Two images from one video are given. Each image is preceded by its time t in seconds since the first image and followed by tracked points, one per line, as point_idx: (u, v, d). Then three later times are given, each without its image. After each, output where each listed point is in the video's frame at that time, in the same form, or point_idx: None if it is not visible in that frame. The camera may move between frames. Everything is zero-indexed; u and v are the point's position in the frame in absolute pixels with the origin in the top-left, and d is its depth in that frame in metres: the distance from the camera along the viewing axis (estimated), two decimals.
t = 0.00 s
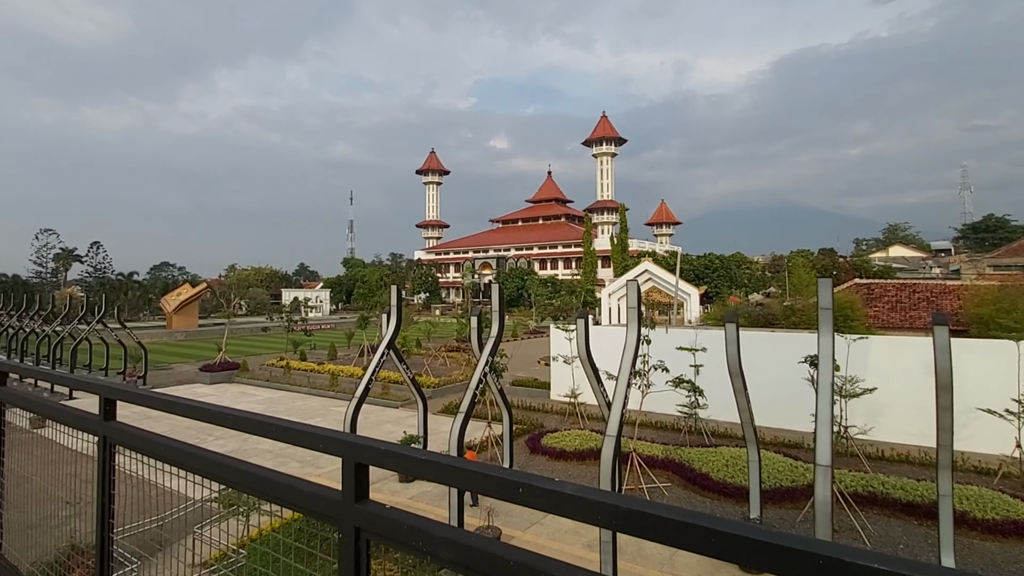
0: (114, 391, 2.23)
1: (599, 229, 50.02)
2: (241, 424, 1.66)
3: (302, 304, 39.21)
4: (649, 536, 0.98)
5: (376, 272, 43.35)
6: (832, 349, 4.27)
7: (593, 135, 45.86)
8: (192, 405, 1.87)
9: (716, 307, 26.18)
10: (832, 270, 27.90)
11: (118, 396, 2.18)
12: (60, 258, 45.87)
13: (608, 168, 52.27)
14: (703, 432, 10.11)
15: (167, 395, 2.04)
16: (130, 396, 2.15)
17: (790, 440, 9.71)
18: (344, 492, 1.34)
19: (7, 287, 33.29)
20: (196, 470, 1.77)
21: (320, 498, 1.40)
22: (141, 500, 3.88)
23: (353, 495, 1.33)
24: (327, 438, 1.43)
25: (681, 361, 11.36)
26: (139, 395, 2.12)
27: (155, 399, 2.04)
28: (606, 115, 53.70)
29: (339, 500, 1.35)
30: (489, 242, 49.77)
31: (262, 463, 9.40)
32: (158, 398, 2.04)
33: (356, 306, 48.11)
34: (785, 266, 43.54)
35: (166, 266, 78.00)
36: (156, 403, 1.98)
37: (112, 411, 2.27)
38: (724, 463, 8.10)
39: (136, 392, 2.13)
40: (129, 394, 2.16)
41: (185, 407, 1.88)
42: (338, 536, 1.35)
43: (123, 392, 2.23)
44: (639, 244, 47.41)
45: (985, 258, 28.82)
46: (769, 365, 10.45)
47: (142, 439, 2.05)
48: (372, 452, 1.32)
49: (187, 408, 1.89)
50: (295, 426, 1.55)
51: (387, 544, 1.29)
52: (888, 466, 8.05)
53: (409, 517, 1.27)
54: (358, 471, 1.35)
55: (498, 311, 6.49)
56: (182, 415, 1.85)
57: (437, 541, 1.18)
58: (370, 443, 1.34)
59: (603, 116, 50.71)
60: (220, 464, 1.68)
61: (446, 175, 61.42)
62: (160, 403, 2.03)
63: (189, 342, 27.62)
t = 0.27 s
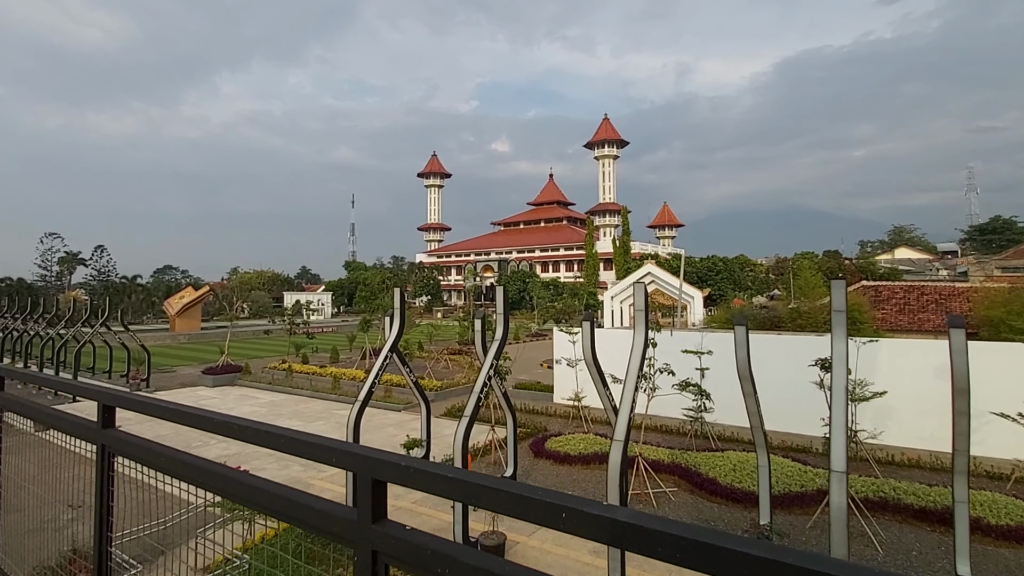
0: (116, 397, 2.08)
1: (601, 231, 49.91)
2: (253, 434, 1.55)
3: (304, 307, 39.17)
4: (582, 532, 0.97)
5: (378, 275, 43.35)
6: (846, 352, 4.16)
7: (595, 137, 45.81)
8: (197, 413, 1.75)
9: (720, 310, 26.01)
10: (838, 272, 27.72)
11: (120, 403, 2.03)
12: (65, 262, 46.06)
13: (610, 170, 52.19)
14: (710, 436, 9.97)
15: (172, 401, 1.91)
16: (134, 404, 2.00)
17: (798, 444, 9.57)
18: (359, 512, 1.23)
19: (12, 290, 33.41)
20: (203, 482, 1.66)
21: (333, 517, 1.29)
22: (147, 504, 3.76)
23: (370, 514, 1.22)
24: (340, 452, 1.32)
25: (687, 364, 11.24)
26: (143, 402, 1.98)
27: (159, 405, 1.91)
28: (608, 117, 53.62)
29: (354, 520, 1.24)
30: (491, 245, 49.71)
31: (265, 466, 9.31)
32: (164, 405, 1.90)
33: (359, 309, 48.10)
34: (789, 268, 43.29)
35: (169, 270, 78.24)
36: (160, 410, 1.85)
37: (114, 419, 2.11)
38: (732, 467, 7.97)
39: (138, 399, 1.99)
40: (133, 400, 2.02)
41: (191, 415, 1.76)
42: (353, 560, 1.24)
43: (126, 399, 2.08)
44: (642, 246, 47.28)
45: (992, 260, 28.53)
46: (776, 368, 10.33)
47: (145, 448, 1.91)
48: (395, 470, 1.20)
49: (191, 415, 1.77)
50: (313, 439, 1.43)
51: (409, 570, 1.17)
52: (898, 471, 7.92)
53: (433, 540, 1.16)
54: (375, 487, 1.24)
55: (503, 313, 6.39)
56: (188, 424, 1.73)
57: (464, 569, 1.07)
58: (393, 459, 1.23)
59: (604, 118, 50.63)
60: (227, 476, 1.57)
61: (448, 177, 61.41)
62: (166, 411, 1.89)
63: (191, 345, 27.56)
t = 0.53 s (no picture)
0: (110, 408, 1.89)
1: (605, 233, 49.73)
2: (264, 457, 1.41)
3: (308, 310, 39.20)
4: (577, 565, 0.87)
5: (382, 278, 43.32)
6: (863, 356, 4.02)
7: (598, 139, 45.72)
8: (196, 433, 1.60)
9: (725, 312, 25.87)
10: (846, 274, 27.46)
11: (113, 415, 1.84)
12: (71, 266, 46.28)
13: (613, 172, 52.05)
14: (718, 440, 9.80)
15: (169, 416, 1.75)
16: (129, 413, 1.82)
17: (808, 448, 9.40)
18: (374, 547, 1.10)
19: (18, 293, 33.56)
20: (200, 506, 1.50)
21: (345, 551, 1.17)
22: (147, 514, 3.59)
23: (386, 549, 1.10)
24: (352, 480, 1.20)
25: (695, 367, 11.10)
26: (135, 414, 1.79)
27: (153, 419, 1.73)
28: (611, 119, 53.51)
29: (369, 554, 1.11)
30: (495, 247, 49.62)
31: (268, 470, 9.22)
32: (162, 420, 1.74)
33: (363, 312, 48.10)
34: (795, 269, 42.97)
35: (174, 273, 78.45)
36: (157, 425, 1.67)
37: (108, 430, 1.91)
38: (741, 473, 7.83)
39: (132, 411, 1.80)
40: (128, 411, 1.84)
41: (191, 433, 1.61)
42: None
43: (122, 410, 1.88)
44: (645, 248, 47.09)
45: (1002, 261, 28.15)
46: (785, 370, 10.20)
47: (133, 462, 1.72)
48: (413, 499, 1.07)
49: (189, 434, 1.62)
50: (327, 463, 1.30)
51: None
52: (912, 476, 7.74)
53: None
54: (392, 518, 1.12)
55: (508, 317, 6.28)
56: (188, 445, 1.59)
57: None
58: (411, 487, 1.10)
59: (607, 119, 50.52)
60: (224, 498, 1.43)
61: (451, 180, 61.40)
62: (160, 426, 1.72)
63: (196, 348, 27.57)
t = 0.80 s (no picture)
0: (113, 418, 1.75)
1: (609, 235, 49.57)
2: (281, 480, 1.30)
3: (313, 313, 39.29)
4: None
5: (385, 281, 43.32)
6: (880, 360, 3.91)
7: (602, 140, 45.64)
8: (205, 448, 1.49)
9: (731, 314, 25.69)
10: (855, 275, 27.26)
11: (115, 428, 1.71)
12: (80, 269, 46.64)
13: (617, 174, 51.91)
14: (727, 444, 9.65)
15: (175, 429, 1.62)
16: (133, 426, 1.69)
17: (819, 453, 9.24)
18: None
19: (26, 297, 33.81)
20: (206, 529, 1.38)
21: None
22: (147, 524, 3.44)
23: None
24: (371, 505, 1.11)
25: (703, 371, 10.97)
26: (140, 427, 1.66)
27: (159, 433, 1.61)
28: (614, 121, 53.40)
29: None
30: (499, 249, 49.56)
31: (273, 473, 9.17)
32: (169, 435, 1.61)
33: (367, 315, 48.12)
34: (802, 271, 42.64)
35: (180, 277, 78.89)
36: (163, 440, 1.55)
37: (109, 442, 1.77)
38: (751, 478, 7.70)
39: (136, 423, 1.69)
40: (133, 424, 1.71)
41: (198, 448, 1.50)
42: None
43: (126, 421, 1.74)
44: (649, 250, 46.89)
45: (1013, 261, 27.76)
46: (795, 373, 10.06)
47: (135, 477, 1.59)
48: (437, 531, 0.98)
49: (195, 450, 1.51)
50: (346, 486, 1.20)
51: None
52: (927, 481, 7.59)
53: None
54: (415, 550, 1.02)
55: (514, 321, 6.21)
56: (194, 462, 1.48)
57: None
58: (433, 516, 1.01)
59: (610, 121, 50.44)
60: (228, 519, 1.32)
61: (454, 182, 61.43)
62: (166, 442, 1.59)
63: (201, 351, 27.66)
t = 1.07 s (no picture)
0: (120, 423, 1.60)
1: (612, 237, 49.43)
2: (305, 495, 1.22)
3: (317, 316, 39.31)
4: None
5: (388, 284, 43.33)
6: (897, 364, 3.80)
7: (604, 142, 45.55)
8: (221, 460, 1.39)
9: (736, 317, 25.51)
10: (863, 277, 27.04)
11: (122, 435, 1.56)
12: (86, 273, 46.89)
13: (619, 175, 51.78)
14: (735, 448, 9.51)
15: (189, 438, 1.50)
16: (142, 433, 1.55)
17: (830, 457, 9.09)
18: None
19: (32, 300, 34.05)
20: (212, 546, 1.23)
21: None
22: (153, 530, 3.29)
23: None
24: (406, 527, 1.00)
25: (710, 374, 10.85)
26: (150, 434, 1.53)
27: (171, 441, 1.49)
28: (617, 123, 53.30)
29: None
30: (503, 252, 49.48)
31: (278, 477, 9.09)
32: (181, 444, 1.49)
33: (371, 317, 48.14)
34: (807, 272, 42.39)
35: (184, 280, 79.34)
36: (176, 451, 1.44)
37: (118, 450, 1.62)
38: (761, 482, 7.57)
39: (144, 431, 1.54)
40: (142, 430, 1.57)
41: (213, 460, 1.40)
42: None
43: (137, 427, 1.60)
44: (652, 252, 46.74)
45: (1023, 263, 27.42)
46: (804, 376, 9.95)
47: (141, 488, 1.45)
48: (488, 563, 0.87)
49: (212, 462, 1.40)
50: (378, 508, 1.10)
51: None
52: (942, 487, 7.45)
53: None
54: None
55: (521, 323, 6.16)
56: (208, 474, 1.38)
57: None
58: (483, 546, 0.89)
59: (613, 123, 50.36)
60: (233, 532, 1.19)
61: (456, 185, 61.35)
62: (178, 452, 1.47)
63: (205, 354, 27.68)
